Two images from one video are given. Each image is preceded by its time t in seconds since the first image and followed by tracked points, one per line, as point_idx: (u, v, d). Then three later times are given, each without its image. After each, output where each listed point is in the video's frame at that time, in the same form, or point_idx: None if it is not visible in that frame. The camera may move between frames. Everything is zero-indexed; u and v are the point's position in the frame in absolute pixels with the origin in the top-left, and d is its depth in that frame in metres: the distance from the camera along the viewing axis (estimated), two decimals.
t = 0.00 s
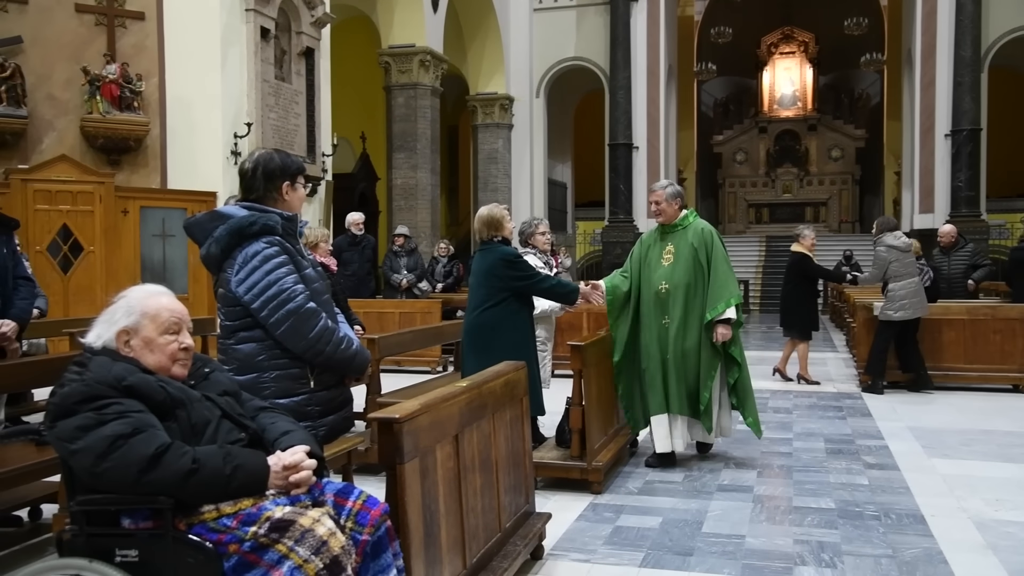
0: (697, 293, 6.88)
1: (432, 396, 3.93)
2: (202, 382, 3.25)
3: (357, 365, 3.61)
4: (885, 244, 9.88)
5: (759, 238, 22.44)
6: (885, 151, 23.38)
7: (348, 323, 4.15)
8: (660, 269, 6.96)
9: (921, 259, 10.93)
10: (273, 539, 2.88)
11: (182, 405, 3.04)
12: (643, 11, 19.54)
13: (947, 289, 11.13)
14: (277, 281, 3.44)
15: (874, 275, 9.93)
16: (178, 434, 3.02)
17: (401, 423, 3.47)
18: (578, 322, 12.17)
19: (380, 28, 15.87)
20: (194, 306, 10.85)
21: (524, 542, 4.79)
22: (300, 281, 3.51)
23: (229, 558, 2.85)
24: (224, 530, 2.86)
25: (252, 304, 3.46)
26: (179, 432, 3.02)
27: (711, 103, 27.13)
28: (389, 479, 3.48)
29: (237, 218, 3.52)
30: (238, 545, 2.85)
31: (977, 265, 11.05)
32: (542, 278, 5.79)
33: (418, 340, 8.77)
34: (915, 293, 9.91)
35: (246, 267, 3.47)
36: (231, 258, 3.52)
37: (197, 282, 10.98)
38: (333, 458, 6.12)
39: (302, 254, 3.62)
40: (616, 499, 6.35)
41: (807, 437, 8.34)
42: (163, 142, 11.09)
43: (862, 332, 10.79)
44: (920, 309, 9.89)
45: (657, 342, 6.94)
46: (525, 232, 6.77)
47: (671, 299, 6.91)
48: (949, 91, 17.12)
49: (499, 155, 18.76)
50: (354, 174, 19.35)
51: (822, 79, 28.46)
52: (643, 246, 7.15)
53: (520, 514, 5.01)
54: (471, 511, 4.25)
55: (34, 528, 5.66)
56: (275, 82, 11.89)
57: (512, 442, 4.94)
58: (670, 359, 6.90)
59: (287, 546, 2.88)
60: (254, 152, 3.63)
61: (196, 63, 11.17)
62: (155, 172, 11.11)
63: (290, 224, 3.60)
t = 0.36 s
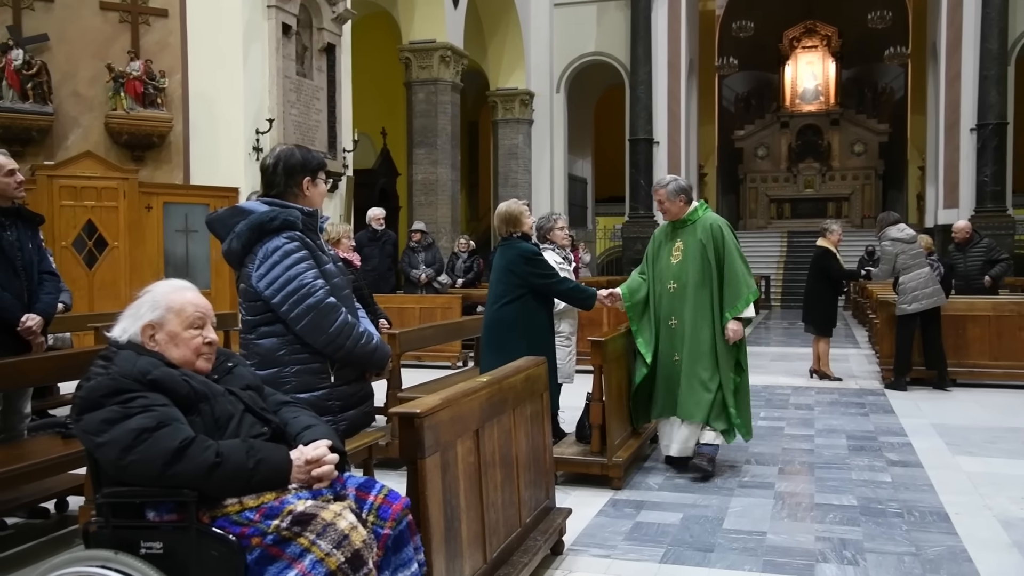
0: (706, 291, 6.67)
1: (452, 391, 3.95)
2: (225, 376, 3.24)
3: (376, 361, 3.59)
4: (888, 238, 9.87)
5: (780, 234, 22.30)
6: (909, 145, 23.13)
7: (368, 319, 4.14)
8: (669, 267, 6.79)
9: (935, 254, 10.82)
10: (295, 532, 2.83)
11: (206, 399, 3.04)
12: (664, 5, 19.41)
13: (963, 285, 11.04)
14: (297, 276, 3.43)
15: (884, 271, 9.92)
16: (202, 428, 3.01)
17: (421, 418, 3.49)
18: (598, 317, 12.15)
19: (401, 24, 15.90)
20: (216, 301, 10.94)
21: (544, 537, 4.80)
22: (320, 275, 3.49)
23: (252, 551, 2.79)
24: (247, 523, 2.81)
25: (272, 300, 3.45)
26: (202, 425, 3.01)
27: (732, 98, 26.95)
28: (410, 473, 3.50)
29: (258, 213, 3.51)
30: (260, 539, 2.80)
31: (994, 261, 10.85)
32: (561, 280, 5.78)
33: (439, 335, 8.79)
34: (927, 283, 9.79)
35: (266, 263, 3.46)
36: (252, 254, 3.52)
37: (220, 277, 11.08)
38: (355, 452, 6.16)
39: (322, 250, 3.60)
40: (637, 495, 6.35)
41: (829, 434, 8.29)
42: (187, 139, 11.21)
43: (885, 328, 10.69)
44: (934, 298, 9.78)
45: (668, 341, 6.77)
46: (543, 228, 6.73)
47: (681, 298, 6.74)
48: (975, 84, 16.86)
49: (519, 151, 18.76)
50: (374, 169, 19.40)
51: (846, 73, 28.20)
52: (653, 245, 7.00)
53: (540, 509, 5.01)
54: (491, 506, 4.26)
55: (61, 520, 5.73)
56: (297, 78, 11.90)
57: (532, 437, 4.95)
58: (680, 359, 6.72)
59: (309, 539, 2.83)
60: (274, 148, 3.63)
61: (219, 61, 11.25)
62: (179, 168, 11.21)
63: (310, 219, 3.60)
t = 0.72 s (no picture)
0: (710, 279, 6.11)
1: (468, 387, 3.95)
2: (243, 372, 3.26)
3: (391, 357, 3.61)
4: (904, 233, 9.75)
5: (797, 230, 22.16)
6: (928, 141, 22.93)
7: (384, 316, 4.14)
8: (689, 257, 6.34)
9: (954, 250, 10.69)
10: (312, 527, 2.83)
11: (224, 394, 3.05)
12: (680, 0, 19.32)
13: (984, 280, 10.91)
14: (311, 272, 3.43)
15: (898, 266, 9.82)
16: (219, 423, 3.02)
17: (438, 414, 3.50)
18: (614, 314, 12.11)
19: (417, 20, 15.91)
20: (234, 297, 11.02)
21: (560, 533, 4.80)
22: (334, 272, 3.48)
23: (269, 545, 2.80)
24: (264, 518, 2.82)
25: (286, 296, 3.46)
26: (220, 421, 3.02)
27: (749, 94, 26.79)
28: (426, 469, 3.51)
29: (274, 209, 3.51)
30: (278, 534, 2.80)
31: (1019, 259, 10.59)
32: (569, 280, 5.75)
33: (455, 331, 8.80)
34: (941, 280, 9.67)
35: (281, 260, 3.46)
36: (267, 250, 3.52)
37: (237, 273, 11.16)
38: (371, 448, 6.18)
39: (337, 246, 3.60)
40: (652, 491, 6.34)
41: (846, 431, 8.25)
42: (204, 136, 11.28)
43: (902, 325, 10.62)
44: (947, 296, 9.67)
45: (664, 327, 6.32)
46: (558, 224, 6.72)
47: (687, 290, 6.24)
48: (996, 78, 16.69)
49: (535, 147, 18.73)
50: (390, 166, 19.41)
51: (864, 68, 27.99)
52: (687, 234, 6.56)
53: (556, 506, 5.02)
54: (507, 502, 4.26)
55: (81, 513, 5.78)
56: (313, 75, 11.87)
57: (548, 433, 4.95)
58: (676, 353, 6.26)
59: (326, 534, 2.83)
60: (290, 145, 3.64)
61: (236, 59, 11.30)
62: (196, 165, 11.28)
63: (325, 216, 3.60)
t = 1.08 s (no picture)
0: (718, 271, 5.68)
1: (483, 384, 3.94)
2: (259, 369, 3.26)
3: (405, 354, 3.61)
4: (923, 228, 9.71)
5: (812, 227, 22.03)
6: (946, 137, 22.73)
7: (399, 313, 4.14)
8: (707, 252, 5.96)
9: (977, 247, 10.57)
10: (328, 523, 2.83)
11: (241, 391, 3.06)
12: None
13: (1012, 277, 10.70)
14: (325, 269, 3.43)
15: (914, 262, 9.80)
16: (237, 419, 3.03)
17: (453, 411, 3.50)
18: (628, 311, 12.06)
19: (432, 17, 15.93)
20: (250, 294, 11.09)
21: (575, 531, 4.80)
22: (348, 269, 3.48)
23: (286, 541, 2.80)
24: (281, 514, 2.82)
25: (298, 293, 3.47)
26: (237, 417, 3.03)
27: (765, 90, 26.65)
28: (442, 465, 3.51)
29: (288, 207, 3.51)
30: (294, 529, 2.81)
31: None
32: (566, 285, 5.67)
33: (469, 328, 8.80)
34: (954, 279, 9.59)
35: (295, 258, 3.47)
36: (282, 247, 3.52)
37: (253, 270, 11.22)
38: (386, 444, 6.20)
39: (351, 243, 3.60)
40: (667, 489, 6.33)
41: (863, 429, 8.20)
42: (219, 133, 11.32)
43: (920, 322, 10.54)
44: (960, 295, 9.59)
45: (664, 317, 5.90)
46: (574, 220, 6.70)
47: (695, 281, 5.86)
48: (1015, 73, 16.51)
49: (550, 144, 18.69)
50: (405, 164, 19.42)
51: (881, 64, 27.78)
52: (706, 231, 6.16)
53: (571, 503, 5.02)
54: (522, 500, 4.26)
55: (99, 509, 5.82)
56: (329, 72, 11.92)
57: (563, 431, 4.94)
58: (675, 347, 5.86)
59: (341, 530, 2.83)
60: (305, 142, 3.64)
61: (252, 57, 11.34)
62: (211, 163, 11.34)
63: (339, 213, 3.59)
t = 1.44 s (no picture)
0: (752, 296, 5.41)
1: (491, 380, 3.95)
2: (268, 365, 3.27)
3: (412, 351, 3.61)
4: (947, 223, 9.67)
5: (821, 224, 21.94)
6: (957, 133, 22.58)
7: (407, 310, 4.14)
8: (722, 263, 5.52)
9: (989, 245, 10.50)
10: (336, 519, 2.83)
11: (249, 387, 3.06)
12: None
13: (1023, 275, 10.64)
14: (333, 265, 3.43)
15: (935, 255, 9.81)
16: (245, 415, 3.04)
17: (461, 407, 3.50)
18: (637, 308, 12.04)
19: (439, 14, 15.92)
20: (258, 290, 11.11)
21: (583, 527, 4.80)
22: (356, 266, 3.49)
23: (294, 537, 2.81)
24: (289, 510, 2.83)
25: (303, 289, 3.49)
26: (246, 413, 3.04)
27: (773, 87, 26.56)
28: (450, 462, 3.51)
29: (297, 203, 3.52)
30: (303, 525, 2.81)
31: None
32: (562, 282, 5.68)
33: (477, 325, 8.79)
34: (963, 277, 9.51)
35: (303, 255, 3.48)
36: (290, 243, 3.53)
37: (261, 266, 11.24)
38: (393, 441, 6.21)
39: (359, 240, 3.60)
40: (675, 486, 6.32)
41: (872, 426, 8.18)
42: (227, 130, 11.30)
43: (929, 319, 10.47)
44: (965, 295, 9.49)
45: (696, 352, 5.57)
46: (581, 216, 6.68)
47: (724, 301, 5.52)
48: None
49: (558, 141, 18.67)
50: (412, 160, 19.42)
51: (890, 60, 27.63)
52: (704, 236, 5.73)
53: (579, 500, 5.02)
54: (529, 496, 4.26)
55: (108, 504, 5.85)
56: (336, 69, 12.05)
57: (570, 429, 4.94)
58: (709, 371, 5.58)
59: (350, 526, 2.83)
60: (314, 138, 3.65)
61: (260, 54, 11.33)
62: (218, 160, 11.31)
63: (349, 210, 3.59)
